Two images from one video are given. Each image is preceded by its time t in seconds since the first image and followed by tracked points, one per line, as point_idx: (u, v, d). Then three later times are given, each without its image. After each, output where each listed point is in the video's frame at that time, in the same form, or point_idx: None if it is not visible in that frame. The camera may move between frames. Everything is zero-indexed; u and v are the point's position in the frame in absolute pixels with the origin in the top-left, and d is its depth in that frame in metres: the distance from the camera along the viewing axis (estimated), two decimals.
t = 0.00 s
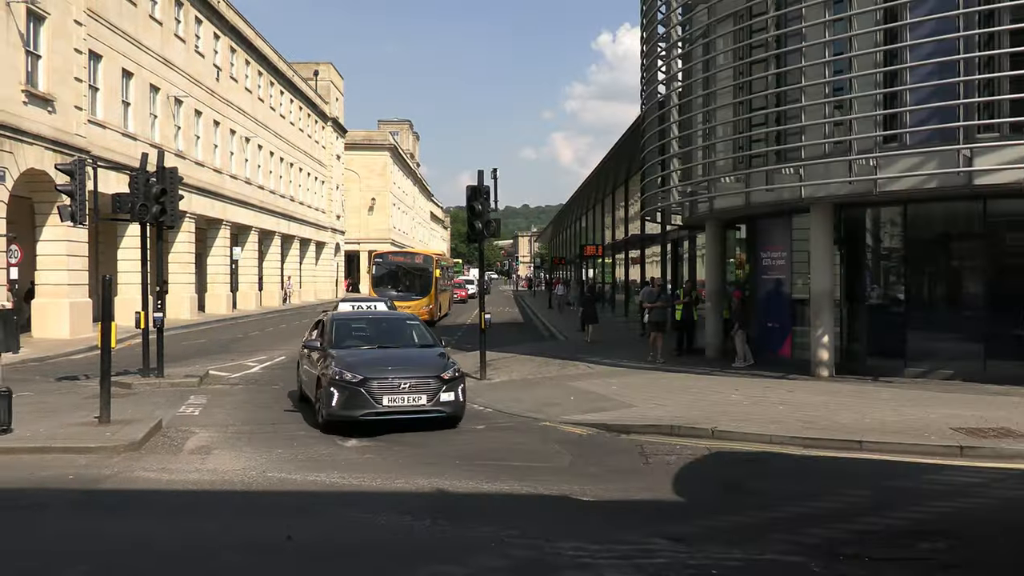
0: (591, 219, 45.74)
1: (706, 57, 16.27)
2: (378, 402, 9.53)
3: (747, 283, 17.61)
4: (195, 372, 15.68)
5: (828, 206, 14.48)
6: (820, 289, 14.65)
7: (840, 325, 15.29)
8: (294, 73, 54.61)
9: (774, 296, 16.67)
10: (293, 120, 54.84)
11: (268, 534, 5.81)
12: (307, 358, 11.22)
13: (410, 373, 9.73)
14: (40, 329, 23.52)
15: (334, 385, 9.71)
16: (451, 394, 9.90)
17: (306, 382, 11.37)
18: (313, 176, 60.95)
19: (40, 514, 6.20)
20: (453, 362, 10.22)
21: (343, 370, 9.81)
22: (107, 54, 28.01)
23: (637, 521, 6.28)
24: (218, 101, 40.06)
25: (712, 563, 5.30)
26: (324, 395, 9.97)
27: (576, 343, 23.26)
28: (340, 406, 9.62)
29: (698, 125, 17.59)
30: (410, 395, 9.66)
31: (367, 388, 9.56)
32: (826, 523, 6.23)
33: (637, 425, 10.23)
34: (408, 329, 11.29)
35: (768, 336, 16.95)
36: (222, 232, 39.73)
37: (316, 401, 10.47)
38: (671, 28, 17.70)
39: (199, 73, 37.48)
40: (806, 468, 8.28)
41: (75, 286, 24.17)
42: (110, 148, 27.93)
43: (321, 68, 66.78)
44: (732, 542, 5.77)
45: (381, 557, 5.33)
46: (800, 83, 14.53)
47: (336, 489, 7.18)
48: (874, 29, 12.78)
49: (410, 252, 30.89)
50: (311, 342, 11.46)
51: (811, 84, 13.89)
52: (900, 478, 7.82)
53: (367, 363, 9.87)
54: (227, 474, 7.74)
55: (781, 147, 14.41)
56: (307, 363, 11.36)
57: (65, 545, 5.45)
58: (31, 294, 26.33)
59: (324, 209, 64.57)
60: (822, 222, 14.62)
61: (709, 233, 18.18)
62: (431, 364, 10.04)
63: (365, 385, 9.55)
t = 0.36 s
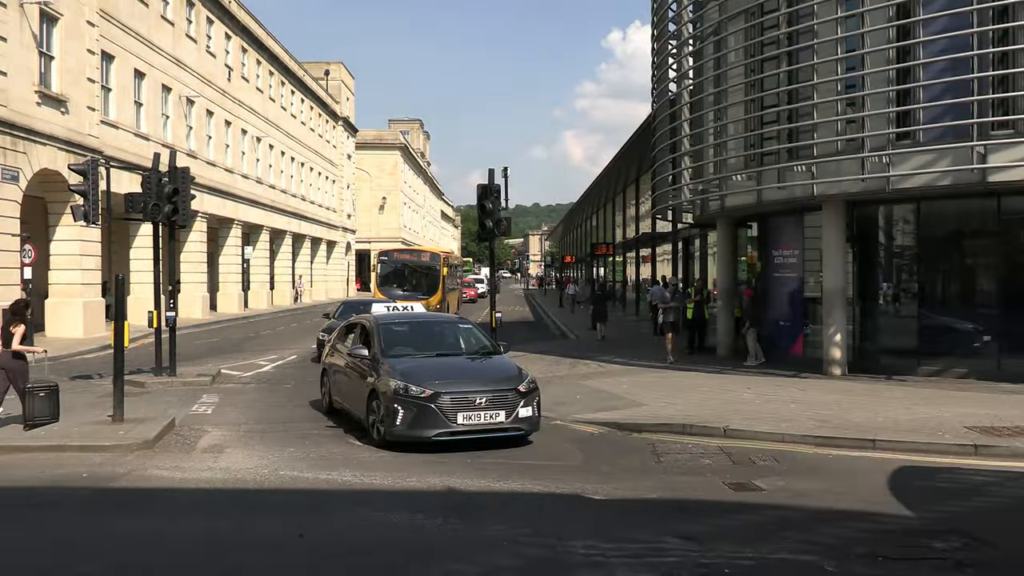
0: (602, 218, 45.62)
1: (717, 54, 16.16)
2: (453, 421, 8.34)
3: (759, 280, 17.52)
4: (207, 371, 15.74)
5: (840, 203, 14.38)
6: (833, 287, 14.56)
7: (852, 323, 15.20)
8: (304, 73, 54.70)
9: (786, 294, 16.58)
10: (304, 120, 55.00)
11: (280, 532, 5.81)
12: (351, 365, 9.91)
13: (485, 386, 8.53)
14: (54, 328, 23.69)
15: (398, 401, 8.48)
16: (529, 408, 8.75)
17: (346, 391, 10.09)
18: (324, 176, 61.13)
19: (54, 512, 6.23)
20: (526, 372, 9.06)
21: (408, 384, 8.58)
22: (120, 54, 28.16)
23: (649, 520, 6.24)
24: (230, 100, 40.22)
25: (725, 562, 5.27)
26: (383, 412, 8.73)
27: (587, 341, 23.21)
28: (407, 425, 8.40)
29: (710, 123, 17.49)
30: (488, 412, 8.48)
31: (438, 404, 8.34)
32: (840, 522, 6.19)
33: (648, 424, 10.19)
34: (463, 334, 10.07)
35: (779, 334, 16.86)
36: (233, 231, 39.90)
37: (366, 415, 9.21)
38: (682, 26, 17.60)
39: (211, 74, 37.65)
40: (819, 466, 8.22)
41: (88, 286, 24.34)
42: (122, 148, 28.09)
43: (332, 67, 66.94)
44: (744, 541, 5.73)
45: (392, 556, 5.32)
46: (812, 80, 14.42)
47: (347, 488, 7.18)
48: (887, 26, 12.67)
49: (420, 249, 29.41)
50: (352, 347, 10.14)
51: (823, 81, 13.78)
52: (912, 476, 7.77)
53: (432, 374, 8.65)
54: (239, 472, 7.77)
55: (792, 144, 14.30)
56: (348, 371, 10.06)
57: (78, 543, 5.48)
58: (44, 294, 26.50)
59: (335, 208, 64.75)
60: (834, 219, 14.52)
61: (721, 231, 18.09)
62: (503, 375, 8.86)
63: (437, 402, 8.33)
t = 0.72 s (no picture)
0: (612, 214, 45.53)
1: (728, 50, 16.06)
2: (567, 432, 7.20)
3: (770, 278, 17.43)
4: (219, 368, 15.80)
5: (852, 200, 14.28)
6: (844, 283, 14.47)
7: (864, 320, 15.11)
8: (315, 71, 54.80)
9: (797, 290, 16.50)
10: (315, 118, 55.11)
11: (292, 529, 5.82)
12: (416, 372, 8.63)
13: (595, 390, 7.42)
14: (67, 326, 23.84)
15: (499, 411, 7.31)
16: (642, 416, 7.67)
17: (406, 402, 8.81)
18: (334, 173, 61.25)
19: (68, 509, 6.27)
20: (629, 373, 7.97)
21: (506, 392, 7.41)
22: (131, 53, 28.28)
23: (660, 517, 6.22)
24: (241, 98, 40.33)
25: (737, 560, 5.25)
26: (478, 424, 7.53)
27: (597, 338, 23.16)
28: (513, 439, 7.24)
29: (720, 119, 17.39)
30: (603, 420, 7.37)
31: (549, 413, 7.20)
32: (852, 519, 6.15)
33: (659, 421, 10.16)
34: (535, 331, 8.92)
35: (790, 332, 16.77)
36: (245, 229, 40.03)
37: (448, 429, 8.00)
38: (692, 22, 17.50)
39: (222, 72, 37.79)
40: (831, 464, 8.18)
41: (101, 284, 24.48)
42: (134, 146, 28.23)
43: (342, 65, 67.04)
44: (756, 538, 5.72)
45: (404, 553, 5.33)
46: (823, 75, 14.31)
47: (359, 485, 7.19)
48: (899, 20, 12.55)
49: (426, 246, 28.50)
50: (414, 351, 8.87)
51: (835, 76, 13.68)
52: (925, 473, 7.72)
53: (530, 378, 7.50)
54: (251, 469, 7.79)
55: (804, 140, 14.20)
56: (409, 379, 8.79)
57: (91, 540, 5.50)
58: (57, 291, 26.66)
59: (345, 206, 64.92)
60: (845, 216, 14.42)
61: (732, 228, 17.98)
62: (606, 377, 7.74)
63: (548, 411, 7.18)
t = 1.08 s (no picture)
0: (621, 211, 45.47)
1: (738, 46, 15.99)
2: (731, 456, 6.15)
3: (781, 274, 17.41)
4: (229, 365, 15.85)
5: (863, 196, 14.20)
6: (855, 280, 14.39)
7: (875, 317, 15.04)
8: (324, 68, 54.90)
9: (807, 286, 16.48)
10: (324, 115, 55.17)
11: (302, 525, 5.83)
12: (518, 381, 7.50)
13: (754, 408, 6.38)
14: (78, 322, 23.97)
15: (650, 432, 6.23)
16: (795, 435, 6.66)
17: (499, 414, 7.70)
18: (344, 171, 61.33)
19: (80, 504, 6.30)
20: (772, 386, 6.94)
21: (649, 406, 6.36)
22: (142, 51, 28.38)
23: (669, 514, 6.21)
24: (250, 95, 40.40)
25: (746, 557, 5.23)
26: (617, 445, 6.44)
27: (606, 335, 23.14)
28: (668, 465, 6.17)
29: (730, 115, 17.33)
30: (767, 442, 6.33)
31: (711, 434, 6.15)
32: (863, 517, 6.12)
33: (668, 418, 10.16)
34: (641, 335, 7.85)
35: (801, 328, 16.75)
36: (255, 226, 40.16)
37: (568, 449, 6.89)
38: (702, 18, 17.44)
39: (231, 70, 37.87)
40: (841, 461, 8.13)
41: (111, 281, 24.60)
42: (144, 144, 28.32)
43: (351, 62, 67.05)
44: (766, 536, 5.69)
45: (414, 549, 5.33)
46: (834, 71, 14.23)
47: (369, 482, 7.20)
48: (910, 16, 12.46)
49: (430, 242, 27.88)
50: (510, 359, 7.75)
51: (845, 72, 13.59)
52: (936, 471, 7.67)
53: (678, 393, 6.45)
54: (261, 465, 7.81)
55: (815, 136, 14.14)
56: (504, 388, 7.66)
57: (102, 535, 5.53)
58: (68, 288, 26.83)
59: (355, 203, 65.08)
60: (856, 213, 14.34)
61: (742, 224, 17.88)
62: (755, 391, 6.71)
63: (709, 433, 6.15)
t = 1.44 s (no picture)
0: (631, 206, 45.35)
1: (747, 41, 15.91)
2: (971, 483, 5.10)
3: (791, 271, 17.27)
4: (239, 360, 15.89)
5: (874, 192, 14.10)
6: (866, 276, 14.32)
7: (887, 313, 14.96)
8: (334, 64, 54.98)
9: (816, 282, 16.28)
10: (334, 111, 55.23)
11: (312, 520, 5.85)
12: (666, 394, 6.32)
13: (980, 423, 5.36)
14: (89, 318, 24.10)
15: (875, 459, 5.12)
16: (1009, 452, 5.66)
17: (639, 434, 6.51)
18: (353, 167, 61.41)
19: (92, 499, 6.34)
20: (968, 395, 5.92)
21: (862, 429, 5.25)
22: (152, 47, 28.47)
23: (679, 511, 6.19)
24: (260, 91, 40.48)
25: (756, 554, 5.21)
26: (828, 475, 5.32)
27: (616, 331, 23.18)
28: (900, 496, 5.07)
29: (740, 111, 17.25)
30: (997, 464, 5.32)
31: (951, 458, 5.08)
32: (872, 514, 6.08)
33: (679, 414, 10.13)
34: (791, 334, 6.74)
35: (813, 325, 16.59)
36: (265, 222, 40.26)
37: (745, 476, 5.77)
38: (712, 13, 17.37)
39: (242, 66, 37.96)
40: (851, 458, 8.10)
41: (122, 277, 24.71)
42: (155, 140, 28.43)
43: (361, 58, 67.07)
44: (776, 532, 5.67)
45: (424, 544, 5.34)
46: (846, 66, 14.13)
47: (379, 477, 7.20)
48: (922, 10, 12.36)
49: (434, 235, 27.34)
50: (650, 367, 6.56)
51: (856, 67, 13.50)
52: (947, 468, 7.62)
53: (892, 407, 5.36)
54: (271, 460, 7.83)
55: (826, 131, 14.06)
56: (642, 402, 6.49)
57: (113, 530, 5.57)
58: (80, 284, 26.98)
59: (365, 199, 65.19)
60: (868, 209, 14.24)
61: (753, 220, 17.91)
62: (966, 404, 5.65)
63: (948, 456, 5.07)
